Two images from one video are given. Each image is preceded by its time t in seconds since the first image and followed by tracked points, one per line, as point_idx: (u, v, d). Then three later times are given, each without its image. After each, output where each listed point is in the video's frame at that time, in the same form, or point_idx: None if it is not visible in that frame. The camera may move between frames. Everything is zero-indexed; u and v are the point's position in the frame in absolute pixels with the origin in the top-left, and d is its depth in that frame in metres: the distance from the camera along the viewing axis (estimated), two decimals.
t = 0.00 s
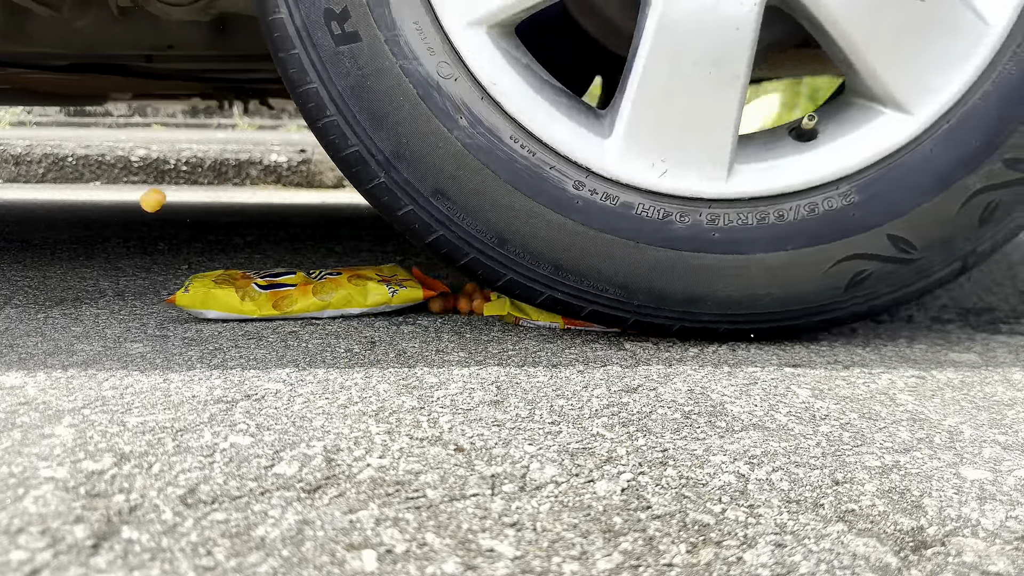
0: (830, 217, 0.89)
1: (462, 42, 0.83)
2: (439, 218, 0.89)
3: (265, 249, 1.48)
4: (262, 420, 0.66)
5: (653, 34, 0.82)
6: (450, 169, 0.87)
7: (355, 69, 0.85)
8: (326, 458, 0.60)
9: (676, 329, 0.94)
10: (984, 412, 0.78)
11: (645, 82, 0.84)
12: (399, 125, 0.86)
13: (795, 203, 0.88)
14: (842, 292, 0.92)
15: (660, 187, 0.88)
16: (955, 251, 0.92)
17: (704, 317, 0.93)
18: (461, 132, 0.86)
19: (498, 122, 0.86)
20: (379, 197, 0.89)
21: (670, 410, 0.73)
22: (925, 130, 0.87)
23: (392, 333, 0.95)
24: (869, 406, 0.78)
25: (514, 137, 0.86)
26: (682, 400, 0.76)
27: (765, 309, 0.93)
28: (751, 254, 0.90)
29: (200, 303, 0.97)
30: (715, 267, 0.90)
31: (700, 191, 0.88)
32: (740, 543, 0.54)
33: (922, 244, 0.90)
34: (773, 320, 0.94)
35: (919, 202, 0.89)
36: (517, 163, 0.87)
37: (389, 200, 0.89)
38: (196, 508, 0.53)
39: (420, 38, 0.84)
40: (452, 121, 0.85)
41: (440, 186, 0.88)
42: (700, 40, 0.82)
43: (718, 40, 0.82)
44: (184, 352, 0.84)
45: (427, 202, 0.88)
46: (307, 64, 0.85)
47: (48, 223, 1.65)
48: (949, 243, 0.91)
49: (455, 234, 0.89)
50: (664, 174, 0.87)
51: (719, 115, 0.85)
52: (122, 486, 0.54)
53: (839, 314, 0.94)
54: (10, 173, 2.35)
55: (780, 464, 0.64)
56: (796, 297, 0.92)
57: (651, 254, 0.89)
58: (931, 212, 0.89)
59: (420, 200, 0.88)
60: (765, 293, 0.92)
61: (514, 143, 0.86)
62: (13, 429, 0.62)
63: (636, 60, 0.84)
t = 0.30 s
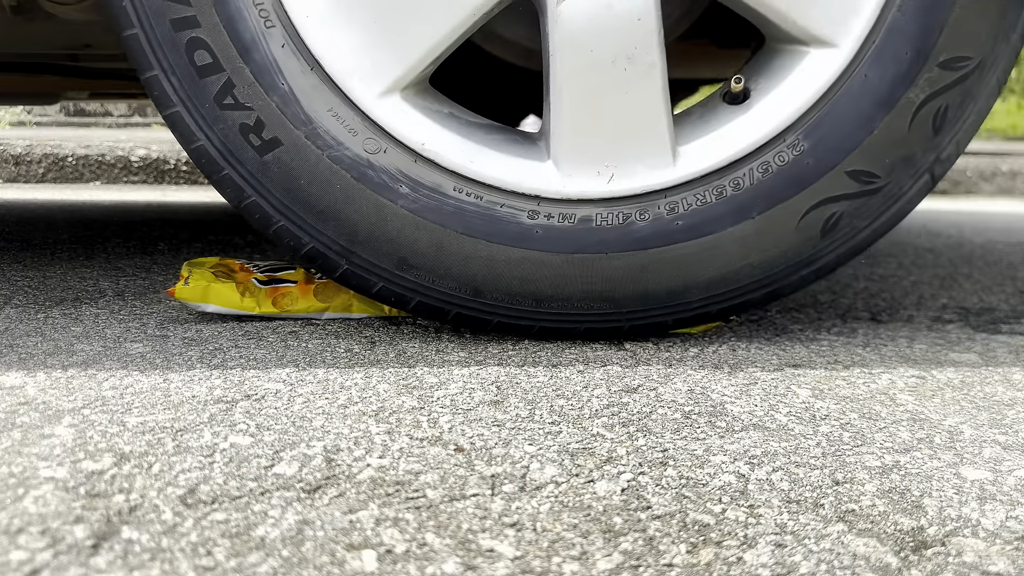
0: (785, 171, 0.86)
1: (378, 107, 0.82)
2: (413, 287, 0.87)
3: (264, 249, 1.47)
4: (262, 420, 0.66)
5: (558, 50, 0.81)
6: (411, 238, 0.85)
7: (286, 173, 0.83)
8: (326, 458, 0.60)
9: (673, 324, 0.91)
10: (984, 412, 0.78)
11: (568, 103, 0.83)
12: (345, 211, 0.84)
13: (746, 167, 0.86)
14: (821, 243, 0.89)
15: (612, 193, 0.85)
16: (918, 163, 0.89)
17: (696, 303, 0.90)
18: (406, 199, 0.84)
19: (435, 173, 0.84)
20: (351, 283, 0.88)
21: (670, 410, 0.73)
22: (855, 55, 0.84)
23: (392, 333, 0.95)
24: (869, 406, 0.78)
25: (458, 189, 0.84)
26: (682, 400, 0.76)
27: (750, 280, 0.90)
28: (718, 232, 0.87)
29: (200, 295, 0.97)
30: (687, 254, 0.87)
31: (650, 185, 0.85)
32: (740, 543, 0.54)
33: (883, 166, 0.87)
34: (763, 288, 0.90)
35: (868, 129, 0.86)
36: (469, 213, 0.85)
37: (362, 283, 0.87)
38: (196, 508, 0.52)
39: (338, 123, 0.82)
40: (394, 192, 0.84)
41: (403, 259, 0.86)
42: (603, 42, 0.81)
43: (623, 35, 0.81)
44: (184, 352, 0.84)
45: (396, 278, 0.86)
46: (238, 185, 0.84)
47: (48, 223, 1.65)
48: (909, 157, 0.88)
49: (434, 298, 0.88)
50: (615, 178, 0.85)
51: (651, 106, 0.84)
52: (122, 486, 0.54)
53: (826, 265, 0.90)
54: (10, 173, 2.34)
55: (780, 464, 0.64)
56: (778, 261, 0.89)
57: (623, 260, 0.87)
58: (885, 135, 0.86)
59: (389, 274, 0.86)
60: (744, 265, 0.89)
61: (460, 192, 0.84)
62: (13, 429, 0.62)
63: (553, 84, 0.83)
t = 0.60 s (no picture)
0: (712, 92, 0.82)
1: (299, 156, 0.81)
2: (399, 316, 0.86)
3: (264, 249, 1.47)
4: (262, 420, 0.66)
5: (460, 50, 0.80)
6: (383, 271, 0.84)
7: (237, 255, 0.82)
8: (326, 458, 0.60)
9: (656, 276, 0.87)
10: (984, 412, 0.78)
11: (482, 103, 0.81)
12: (306, 270, 0.83)
13: (673, 99, 0.82)
14: (773, 147, 0.85)
15: (554, 166, 0.83)
16: (844, 42, 0.83)
17: (671, 246, 0.86)
18: (360, 235, 0.83)
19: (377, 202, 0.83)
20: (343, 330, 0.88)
21: (670, 410, 0.73)
22: None
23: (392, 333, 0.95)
24: (869, 406, 0.78)
25: (406, 211, 0.83)
26: (681, 400, 0.76)
27: (716, 207, 0.85)
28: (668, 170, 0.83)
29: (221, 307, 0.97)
30: (643, 200, 0.84)
31: (587, 146, 0.83)
32: (740, 543, 0.54)
33: (809, 53, 0.82)
34: (732, 210, 0.86)
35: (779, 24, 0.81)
36: (424, 230, 0.84)
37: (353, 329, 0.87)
38: (196, 508, 0.52)
39: (272, 187, 0.81)
40: (347, 233, 0.83)
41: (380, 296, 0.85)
42: (496, 25, 0.79)
43: (509, 14, 0.79)
44: (184, 352, 0.84)
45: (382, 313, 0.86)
46: (197, 279, 0.83)
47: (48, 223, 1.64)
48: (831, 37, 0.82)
49: (424, 318, 0.87)
50: (552, 151, 0.83)
51: (566, 78, 0.82)
52: (122, 486, 0.54)
53: (787, 166, 0.86)
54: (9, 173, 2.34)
55: (780, 464, 0.64)
56: (734, 178, 0.85)
57: (583, 226, 0.84)
58: (798, 23, 0.81)
59: (374, 313, 0.86)
60: (704, 195, 0.85)
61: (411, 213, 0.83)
62: (13, 429, 0.62)
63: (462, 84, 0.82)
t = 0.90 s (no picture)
0: None
1: (230, 180, 0.81)
2: (382, 298, 0.85)
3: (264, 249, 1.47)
4: (262, 420, 0.66)
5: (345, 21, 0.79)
6: (352, 261, 0.83)
7: (208, 293, 0.83)
8: (326, 458, 0.60)
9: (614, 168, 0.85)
10: (984, 412, 0.78)
11: (389, 71, 0.81)
12: (278, 281, 0.83)
13: None
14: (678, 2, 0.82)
15: (477, 100, 0.81)
16: None
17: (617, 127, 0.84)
18: (316, 231, 0.82)
19: (320, 200, 0.82)
20: (341, 327, 0.87)
21: (670, 410, 0.73)
22: None
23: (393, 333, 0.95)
24: (869, 406, 0.78)
25: (352, 197, 0.83)
26: (682, 400, 0.76)
27: (645, 79, 0.84)
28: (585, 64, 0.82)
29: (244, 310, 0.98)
30: (572, 102, 0.82)
31: (500, 68, 0.80)
32: (740, 544, 0.54)
33: None
34: (662, 78, 0.84)
35: None
36: (377, 210, 0.82)
37: (349, 325, 0.87)
38: (196, 508, 0.52)
39: (215, 218, 0.82)
40: (302, 236, 0.82)
41: (358, 283, 0.84)
42: None
43: None
44: (184, 351, 0.84)
45: (365, 303, 0.85)
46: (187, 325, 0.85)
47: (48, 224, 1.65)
48: None
49: (402, 297, 0.85)
50: (467, 87, 0.81)
51: (458, 21, 0.80)
52: (122, 486, 0.54)
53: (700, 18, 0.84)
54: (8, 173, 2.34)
55: (780, 464, 0.64)
56: (652, 46, 0.83)
57: (525, 147, 0.83)
58: None
59: (359, 304, 0.85)
60: (629, 73, 0.83)
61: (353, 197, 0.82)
62: (13, 429, 0.62)
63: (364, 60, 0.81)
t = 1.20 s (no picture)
0: None
1: (159, 167, 0.80)
2: (351, 225, 0.84)
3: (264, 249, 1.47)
4: (262, 420, 0.66)
5: None
6: (308, 188, 0.82)
7: (183, 287, 0.83)
8: (326, 458, 0.60)
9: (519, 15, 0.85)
10: (984, 412, 0.78)
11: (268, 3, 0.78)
12: (246, 245, 0.82)
13: None
14: None
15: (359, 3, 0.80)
16: None
17: None
18: (259, 184, 0.82)
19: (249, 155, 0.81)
20: (323, 273, 0.86)
21: (670, 410, 0.73)
22: None
23: (393, 333, 0.95)
24: (869, 406, 0.78)
25: (280, 139, 0.82)
26: (682, 400, 0.76)
27: None
28: None
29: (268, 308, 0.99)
30: None
31: None
32: (740, 544, 0.54)
33: None
34: None
35: None
36: (307, 141, 0.82)
37: (337, 271, 0.86)
38: (196, 508, 0.52)
39: (162, 208, 0.81)
40: (248, 194, 0.82)
41: (322, 216, 0.83)
42: None
43: None
44: (184, 351, 0.84)
45: (331, 236, 0.84)
46: (176, 325, 0.85)
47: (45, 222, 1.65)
48: None
49: (365, 217, 0.85)
50: None
51: None
52: (122, 486, 0.54)
53: None
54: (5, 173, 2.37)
55: (780, 464, 0.64)
56: None
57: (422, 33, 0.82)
58: None
59: (330, 239, 0.84)
60: None
61: (279, 138, 0.82)
62: (13, 429, 0.62)
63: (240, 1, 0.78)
